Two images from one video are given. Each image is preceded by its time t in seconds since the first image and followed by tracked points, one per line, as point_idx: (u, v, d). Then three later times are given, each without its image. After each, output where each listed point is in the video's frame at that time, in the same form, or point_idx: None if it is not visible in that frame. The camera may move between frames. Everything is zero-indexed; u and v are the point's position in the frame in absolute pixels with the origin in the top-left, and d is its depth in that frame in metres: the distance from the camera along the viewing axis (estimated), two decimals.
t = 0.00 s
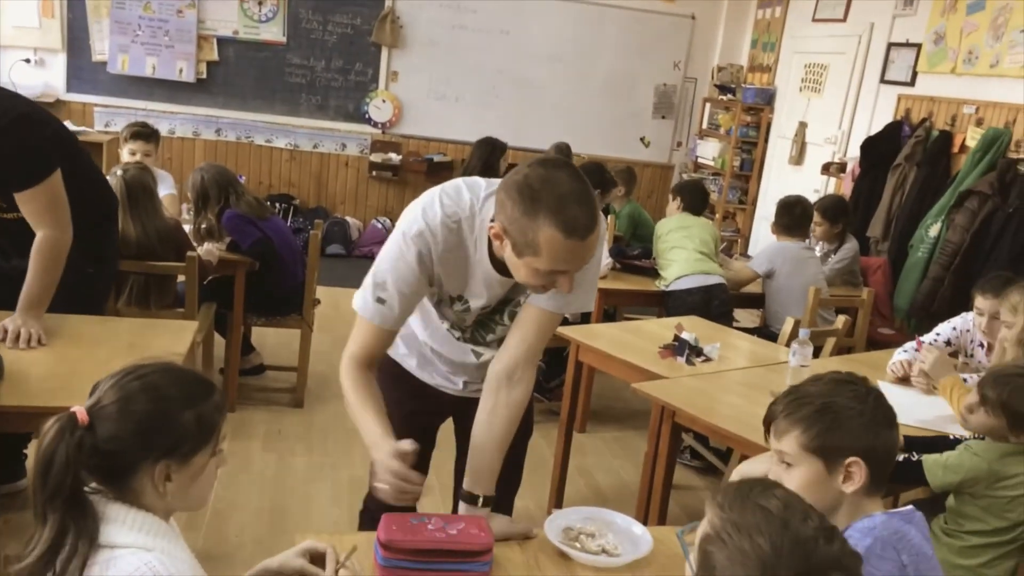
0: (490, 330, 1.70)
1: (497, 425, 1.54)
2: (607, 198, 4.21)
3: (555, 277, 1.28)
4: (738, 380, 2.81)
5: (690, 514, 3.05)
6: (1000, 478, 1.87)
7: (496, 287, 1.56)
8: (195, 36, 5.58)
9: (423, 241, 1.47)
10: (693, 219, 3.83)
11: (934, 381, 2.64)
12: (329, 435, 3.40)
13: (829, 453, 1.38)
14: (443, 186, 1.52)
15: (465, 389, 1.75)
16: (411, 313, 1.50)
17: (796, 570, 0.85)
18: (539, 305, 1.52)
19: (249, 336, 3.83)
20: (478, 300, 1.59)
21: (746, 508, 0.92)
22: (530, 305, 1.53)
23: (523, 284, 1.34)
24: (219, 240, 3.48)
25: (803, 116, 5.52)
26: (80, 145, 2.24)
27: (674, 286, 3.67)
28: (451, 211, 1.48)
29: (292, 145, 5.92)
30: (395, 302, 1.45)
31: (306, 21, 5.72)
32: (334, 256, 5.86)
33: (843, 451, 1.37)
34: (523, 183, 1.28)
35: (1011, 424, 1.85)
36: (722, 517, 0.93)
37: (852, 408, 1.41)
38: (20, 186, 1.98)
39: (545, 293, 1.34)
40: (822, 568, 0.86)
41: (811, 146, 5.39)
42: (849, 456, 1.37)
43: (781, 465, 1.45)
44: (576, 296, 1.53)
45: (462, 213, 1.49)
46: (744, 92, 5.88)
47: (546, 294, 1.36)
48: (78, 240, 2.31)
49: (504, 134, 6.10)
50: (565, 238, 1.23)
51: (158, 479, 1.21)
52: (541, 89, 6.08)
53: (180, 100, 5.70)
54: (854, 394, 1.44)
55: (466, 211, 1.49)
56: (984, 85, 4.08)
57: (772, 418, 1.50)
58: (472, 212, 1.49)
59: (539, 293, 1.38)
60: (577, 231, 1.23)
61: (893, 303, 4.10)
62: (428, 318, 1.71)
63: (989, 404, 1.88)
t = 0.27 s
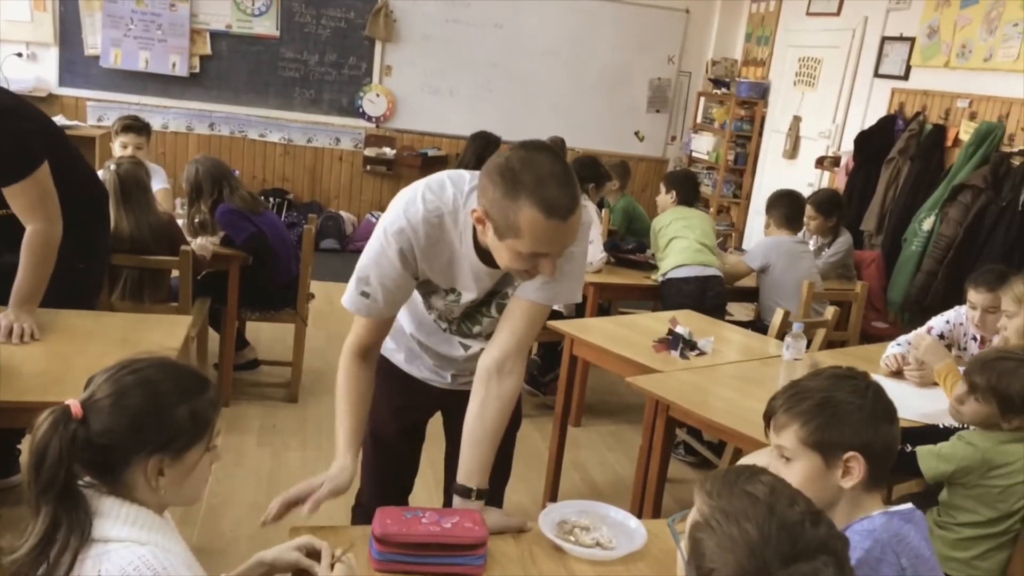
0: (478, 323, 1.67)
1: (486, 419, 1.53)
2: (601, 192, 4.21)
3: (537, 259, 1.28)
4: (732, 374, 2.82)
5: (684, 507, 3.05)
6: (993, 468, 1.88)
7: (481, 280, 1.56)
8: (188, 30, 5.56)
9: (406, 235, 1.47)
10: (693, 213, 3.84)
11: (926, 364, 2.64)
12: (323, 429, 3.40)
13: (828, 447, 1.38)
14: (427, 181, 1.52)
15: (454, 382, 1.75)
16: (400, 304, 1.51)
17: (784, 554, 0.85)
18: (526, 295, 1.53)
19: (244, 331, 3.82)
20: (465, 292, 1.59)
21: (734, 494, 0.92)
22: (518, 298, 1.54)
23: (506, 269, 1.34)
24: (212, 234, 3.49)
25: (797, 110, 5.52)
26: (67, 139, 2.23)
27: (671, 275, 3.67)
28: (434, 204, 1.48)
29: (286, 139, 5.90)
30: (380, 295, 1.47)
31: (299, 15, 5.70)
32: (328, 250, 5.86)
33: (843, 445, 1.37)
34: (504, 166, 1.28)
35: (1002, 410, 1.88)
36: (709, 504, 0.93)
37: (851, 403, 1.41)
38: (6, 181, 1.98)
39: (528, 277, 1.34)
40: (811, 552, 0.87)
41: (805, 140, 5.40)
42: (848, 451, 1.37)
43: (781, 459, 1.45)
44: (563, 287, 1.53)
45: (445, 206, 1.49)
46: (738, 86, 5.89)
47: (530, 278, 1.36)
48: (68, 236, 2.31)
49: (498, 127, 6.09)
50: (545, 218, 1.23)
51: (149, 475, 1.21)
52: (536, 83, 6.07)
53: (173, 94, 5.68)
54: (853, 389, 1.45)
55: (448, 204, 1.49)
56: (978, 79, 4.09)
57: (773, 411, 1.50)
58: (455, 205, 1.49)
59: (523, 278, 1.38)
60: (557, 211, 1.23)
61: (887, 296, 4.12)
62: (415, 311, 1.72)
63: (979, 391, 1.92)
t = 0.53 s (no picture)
0: (461, 317, 1.68)
1: (477, 415, 1.53)
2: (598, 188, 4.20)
3: (516, 246, 1.29)
4: (730, 370, 2.82)
5: (683, 504, 3.06)
6: (990, 458, 1.89)
7: (463, 272, 1.56)
8: (185, 27, 5.55)
9: (392, 225, 1.46)
10: (691, 209, 3.84)
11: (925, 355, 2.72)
12: (321, 427, 3.40)
13: (823, 444, 1.38)
14: (411, 172, 1.51)
15: (444, 375, 1.75)
16: (393, 299, 1.50)
17: (784, 547, 0.85)
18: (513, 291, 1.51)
19: (242, 328, 3.82)
20: (448, 284, 1.59)
21: (733, 488, 0.92)
22: (504, 293, 1.53)
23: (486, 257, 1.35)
24: (210, 231, 3.51)
25: (795, 106, 5.52)
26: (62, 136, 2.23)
27: (668, 271, 3.66)
28: (418, 195, 1.48)
29: (283, 137, 5.90)
30: (373, 287, 1.46)
31: (296, 12, 5.69)
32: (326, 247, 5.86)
33: (839, 442, 1.37)
34: (481, 154, 1.28)
35: (995, 399, 1.89)
36: (710, 498, 0.93)
37: (849, 401, 1.41)
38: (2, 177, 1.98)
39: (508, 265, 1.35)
40: (810, 544, 0.87)
41: (803, 136, 5.39)
42: (844, 448, 1.37)
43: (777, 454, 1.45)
44: (550, 278, 1.51)
45: (429, 196, 1.48)
46: (736, 83, 5.89)
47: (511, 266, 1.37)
48: (64, 235, 2.31)
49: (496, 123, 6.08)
50: (522, 204, 1.23)
51: (146, 473, 1.21)
52: (533, 79, 6.07)
53: (170, 91, 5.68)
54: (852, 387, 1.44)
55: (433, 195, 1.48)
56: (975, 75, 4.09)
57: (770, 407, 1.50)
58: (439, 195, 1.48)
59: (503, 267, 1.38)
60: (533, 197, 1.23)
61: (884, 292, 4.12)
62: (405, 306, 1.75)
63: (969, 381, 1.93)
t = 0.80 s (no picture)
0: (441, 304, 1.69)
1: (462, 409, 1.53)
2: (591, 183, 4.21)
3: (481, 217, 1.28)
4: (725, 365, 2.82)
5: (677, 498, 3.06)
6: (981, 447, 1.89)
7: (440, 256, 1.56)
8: (178, 23, 5.53)
9: (376, 202, 1.45)
10: (684, 205, 3.84)
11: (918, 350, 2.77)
12: (315, 423, 3.39)
13: (809, 436, 1.38)
14: (393, 154, 1.52)
15: (426, 366, 1.75)
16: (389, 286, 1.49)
17: (782, 530, 0.86)
18: (495, 279, 1.52)
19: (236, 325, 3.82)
20: (427, 268, 1.59)
21: (731, 474, 0.92)
22: (488, 282, 1.54)
23: (456, 231, 1.35)
24: (202, 227, 3.48)
25: (789, 102, 5.52)
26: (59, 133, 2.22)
27: (661, 265, 3.66)
28: (400, 174, 1.48)
29: (277, 133, 5.89)
30: (368, 268, 1.45)
31: (289, 7, 5.67)
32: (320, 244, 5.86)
33: (824, 436, 1.37)
34: (443, 127, 1.29)
35: (978, 381, 1.89)
36: (708, 485, 0.93)
37: (837, 395, 1.41)
38: None
39: (478, 240, 1.34)
40: (808, 528, 0.87)
41: (796, 132, 5.40)
42: (829, 442, 1.37)
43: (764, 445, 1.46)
44: (531, 270, 1.53)
45: (410, 175, 1.49)
46: (730, 78, 5.90)
47: (479, 242, 1.36)
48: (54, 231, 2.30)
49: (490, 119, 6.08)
50: (484, 172, 1.23)
51: (138, 469, 1.20)
52: (527, 75, 6.06)
53: (163, 87, 5.66)
54: (840, 380, 1.45)
55: (413, 174, 1.49)
56: (968, 70, 4.09)
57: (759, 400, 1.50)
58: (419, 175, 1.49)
59: (474, 243, 1.38)
60: (494, 165, 1.23)
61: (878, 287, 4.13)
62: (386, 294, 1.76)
63: (950, 370, 1.92)
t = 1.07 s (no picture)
0: (427, 300, 1.70)
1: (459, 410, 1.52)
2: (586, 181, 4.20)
3: (449, 201, 1.30)
4: (720, 362, 2.82)
5: (673, 496, 3.07)
6: (973, 439, 1.89)
7: (424, 247, 1.58)
8: (173, 21, 5.52)
9: (364, 188, 1.46)
10: (685, 200, 3.85)
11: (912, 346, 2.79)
12: (311, 422, 3.39)
13: (797, 432, 1.39)
14: (382, 145, 1.54)
15: (411, 363, 1.74)
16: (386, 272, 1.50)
17: (766, 532, 0.85)
18: (483, 277, 1.53)
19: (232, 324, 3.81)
20: (412, 259, 1.60)
21: (718, 477, 0.93)
22: (476, 280, 1.54)
23: (428, 215, 1.36)
24: (200, 226, 3.50)
25: (785, 99, 5.52)
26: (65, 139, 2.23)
27: (660, 258, 3.67)
28: (387, 162, 1.50)
29: (273, 131, 5.89)
30: (366, 257, 1.46)
31: (285, 6, 5.67)
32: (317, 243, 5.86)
33: (810, 432, 1.38)
34: (418, 111, 1.32)
35: (962, 373, 1.92)
36: (696, 489, 0.94)
37: (824, 390, 1.41)
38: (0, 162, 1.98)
39: (450, 226, 1.36)
40: (795, 530, 0.87)
41: (792, 129, 5.40)
42: (816, 437, 1.37)
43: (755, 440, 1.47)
44: (518, 266, 1.53)
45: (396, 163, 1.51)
46: (726, 76, 5.91)
47: (446, 225, 1.38)
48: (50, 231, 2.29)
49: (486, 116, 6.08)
50: (449, 153, 1.25)
51: (133, 468, 1.20)
52: (523, 73, 6.06)
53: (159, 86, 5.65)
54: (827, 376, 1.45)
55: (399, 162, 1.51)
56: (964, 67, 4.10)
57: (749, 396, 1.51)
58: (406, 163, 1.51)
59: (448, 229, 1.39)
60: (461, 146, 1.24)
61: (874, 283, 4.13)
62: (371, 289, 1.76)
63: (932, 365, 1.98)
